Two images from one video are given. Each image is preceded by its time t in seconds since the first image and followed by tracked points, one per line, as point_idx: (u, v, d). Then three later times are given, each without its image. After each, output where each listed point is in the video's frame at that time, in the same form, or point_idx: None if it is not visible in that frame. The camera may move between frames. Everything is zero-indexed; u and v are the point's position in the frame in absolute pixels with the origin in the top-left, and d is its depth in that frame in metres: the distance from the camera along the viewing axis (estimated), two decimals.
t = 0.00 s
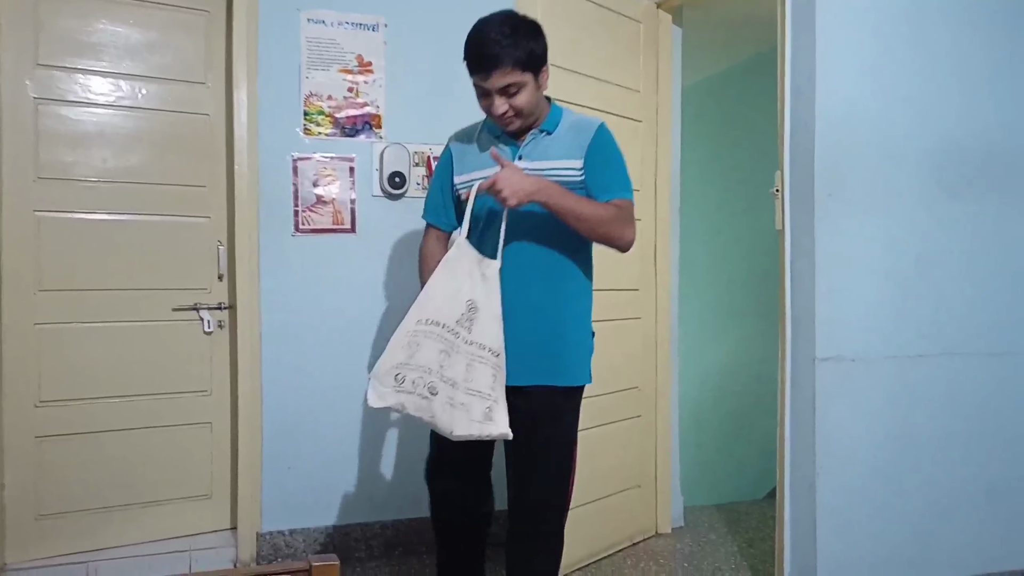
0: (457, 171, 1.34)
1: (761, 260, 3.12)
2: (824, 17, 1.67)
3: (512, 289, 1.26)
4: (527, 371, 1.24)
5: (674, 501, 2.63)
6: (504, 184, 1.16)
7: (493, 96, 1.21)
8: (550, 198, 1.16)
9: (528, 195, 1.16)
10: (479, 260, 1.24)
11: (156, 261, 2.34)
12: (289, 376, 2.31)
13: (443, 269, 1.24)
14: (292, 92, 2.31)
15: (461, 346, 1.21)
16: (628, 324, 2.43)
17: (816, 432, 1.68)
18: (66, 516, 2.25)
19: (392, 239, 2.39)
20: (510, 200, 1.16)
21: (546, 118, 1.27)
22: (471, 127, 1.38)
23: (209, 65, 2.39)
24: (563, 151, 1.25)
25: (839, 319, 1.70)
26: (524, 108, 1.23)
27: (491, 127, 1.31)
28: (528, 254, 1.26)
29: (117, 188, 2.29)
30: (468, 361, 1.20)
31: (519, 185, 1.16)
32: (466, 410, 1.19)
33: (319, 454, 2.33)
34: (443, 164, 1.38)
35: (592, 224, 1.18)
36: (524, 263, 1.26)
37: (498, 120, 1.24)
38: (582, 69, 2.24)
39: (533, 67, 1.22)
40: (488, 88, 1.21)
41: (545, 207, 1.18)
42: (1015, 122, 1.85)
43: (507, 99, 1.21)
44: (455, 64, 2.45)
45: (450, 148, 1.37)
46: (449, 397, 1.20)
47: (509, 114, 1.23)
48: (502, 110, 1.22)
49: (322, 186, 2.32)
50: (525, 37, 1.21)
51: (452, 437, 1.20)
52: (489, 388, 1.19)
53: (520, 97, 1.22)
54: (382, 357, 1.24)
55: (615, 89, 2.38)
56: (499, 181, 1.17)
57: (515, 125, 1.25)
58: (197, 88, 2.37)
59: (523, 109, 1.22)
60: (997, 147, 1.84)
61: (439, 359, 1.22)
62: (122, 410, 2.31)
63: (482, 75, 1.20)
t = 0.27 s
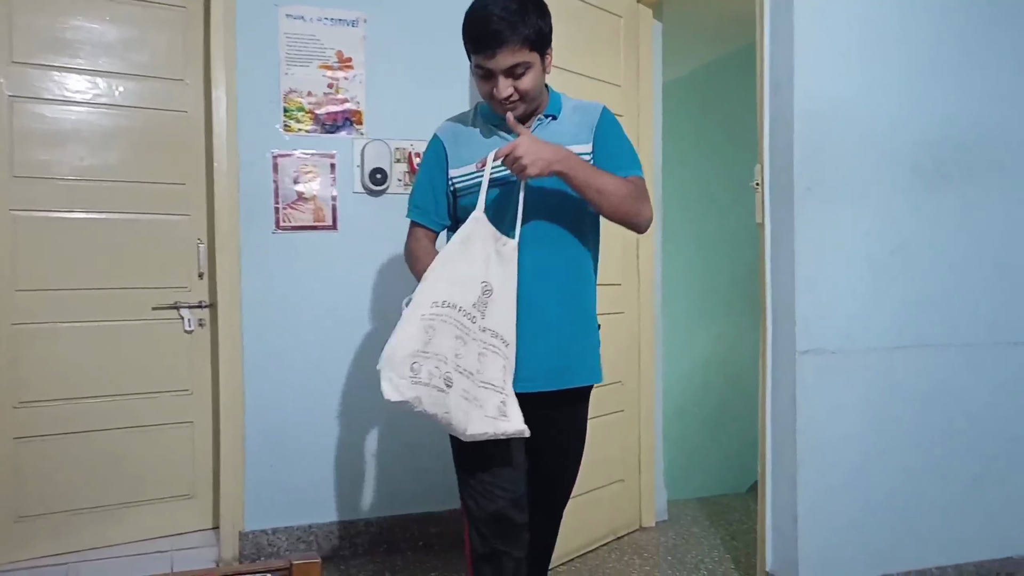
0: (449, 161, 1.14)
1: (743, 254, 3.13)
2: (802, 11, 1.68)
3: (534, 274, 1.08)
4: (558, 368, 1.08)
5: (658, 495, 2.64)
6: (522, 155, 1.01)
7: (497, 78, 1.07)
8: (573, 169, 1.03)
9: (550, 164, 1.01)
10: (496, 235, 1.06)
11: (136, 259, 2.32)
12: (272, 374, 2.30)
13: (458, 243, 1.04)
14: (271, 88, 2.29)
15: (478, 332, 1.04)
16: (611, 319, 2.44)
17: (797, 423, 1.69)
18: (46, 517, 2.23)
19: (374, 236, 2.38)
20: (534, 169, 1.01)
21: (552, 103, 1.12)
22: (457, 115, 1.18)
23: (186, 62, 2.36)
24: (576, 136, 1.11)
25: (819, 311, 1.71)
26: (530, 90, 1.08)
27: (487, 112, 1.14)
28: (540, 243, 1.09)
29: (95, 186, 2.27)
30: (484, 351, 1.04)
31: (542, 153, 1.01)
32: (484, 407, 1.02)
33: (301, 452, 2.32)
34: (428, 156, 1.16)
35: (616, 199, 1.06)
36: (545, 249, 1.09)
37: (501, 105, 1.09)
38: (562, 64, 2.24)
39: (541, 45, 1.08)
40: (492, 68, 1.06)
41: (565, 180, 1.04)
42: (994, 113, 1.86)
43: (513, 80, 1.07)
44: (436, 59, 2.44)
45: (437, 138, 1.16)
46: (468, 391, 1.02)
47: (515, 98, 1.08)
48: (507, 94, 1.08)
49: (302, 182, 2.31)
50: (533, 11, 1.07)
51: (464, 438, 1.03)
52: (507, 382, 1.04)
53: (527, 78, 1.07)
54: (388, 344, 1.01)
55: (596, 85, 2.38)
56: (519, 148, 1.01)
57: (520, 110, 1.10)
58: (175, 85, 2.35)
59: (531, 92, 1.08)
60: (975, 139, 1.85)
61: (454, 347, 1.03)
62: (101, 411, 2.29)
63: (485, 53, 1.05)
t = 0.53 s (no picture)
0: (453, 142, 1.00)
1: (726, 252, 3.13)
2: (784, 10, 1.68)
3: (565, 253, 0.99)
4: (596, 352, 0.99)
5: (639, 491, 2.65)
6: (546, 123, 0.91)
7: (503, 47, 0.95)
8: (599, 138, 0.94)
9: (577, 134, 0.92)
10: (535, 214, 0.93)
11: (114, 253, 2.30)
12: (253, 369, 2.29)
13: (498, 227, 0.92)
14: (252, 81, 2.27)
15: (533, 326, 0.91)
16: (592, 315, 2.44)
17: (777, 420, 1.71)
18: (23, 514, 2.21)
19: (356, 231, 2.37)
20: (563, 139, 0.92)
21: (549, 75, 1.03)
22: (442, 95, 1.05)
23: (166, 54, 2.34)
24: (585, 104, 1.04)
25: (800, 308, 1.72)
26: (538, 61, 0.98)
27: (483, 86, 1.02)
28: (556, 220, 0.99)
29: (73, 179, 2.25)
30: (543, 345, 0.91)
31: (568, 122, 0.92)
32: (552, 410, 0.90)
33: (282, 448, 2.31)
34: (421, 139, 1.01)
35: (638, 169, 0.98)
36: (573, 225, 1.01)
37: (504, 78, 0.98)
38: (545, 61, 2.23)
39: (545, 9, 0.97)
40: (497, 37, 0.94)
41: (590, 151, 0.95)
42: (974, 113, 1.88)
43: (521, 49, 0.96)
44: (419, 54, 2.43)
45: (430, 118, 1.02)
46: (534, 392, 0.90)
47: (523, 70, 0.97)
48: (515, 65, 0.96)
49: (284, 177, 2.29)
50: None
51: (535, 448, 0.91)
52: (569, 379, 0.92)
53: (535, 47, 0.96)
54: (443, 351, 0.88)
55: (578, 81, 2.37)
56: (543, 117, 0.92)
57: (525, 83, 0.99)
58: (154, 76, 2.33)
59: (539, 61, 0.97)
60: (954, 140, 1.86)
61: (513, 344, 0.90)
62: (79, 406, 2.26)
63: (491, 20, 0.93)
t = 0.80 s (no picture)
0: (509, 103, 0.87)
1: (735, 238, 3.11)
2: None
3: (643, 226, 0.88)
4: (677, 337, 0.89)
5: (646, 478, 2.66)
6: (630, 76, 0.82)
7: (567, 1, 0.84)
8: (680, 98, 0.86)
9: (659, 93, 0.84)
10: (620, 179, 0.83)
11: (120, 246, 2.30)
12: (261, 361, 2.30)
13: (587, 195, 0.81)
14: (255, 73, 2.27)
15: (639, 305, 0.80)
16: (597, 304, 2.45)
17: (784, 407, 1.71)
18: (36, 506, 2.23)
19: (362, 222, 2.37)
20: (648, 97, 0.83)
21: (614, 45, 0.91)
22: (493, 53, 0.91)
23: (169, 46, 2.33)
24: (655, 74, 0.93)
25: (806, 295, 1.72)
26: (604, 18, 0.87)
27: (536, 46, 0.90)
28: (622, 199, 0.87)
29: (78, 173, 2.25)
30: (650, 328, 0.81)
31: (651, 79, 0.83)
32: (667, 402, 0.80)
33: (291, 440, 2.32)
34: (469, 103, 0.88)
35: (718, 139, 0.89)
36: (649, 197, 0.90)
37: (566, 36, 0.87)
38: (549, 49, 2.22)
39: None
40: None
41: (666, 113, 0.86)
42: (983, 96, 1.86)
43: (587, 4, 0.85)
44: (422, 44, 2.42)
45: (478, 79, 0.88)
46: (650, 383, 0.79)
47: (588, 28, 0.86)
48: (580, 23, 0.85)
49: (289, 168, 2.29)
50: None
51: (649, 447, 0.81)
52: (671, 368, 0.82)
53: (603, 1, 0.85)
54: (555, 335, 0.76)
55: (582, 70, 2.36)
56: (624, 71, 0.83)
57: (588, 41, 0.88)
58: (157, 69, 2.32)
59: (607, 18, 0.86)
60: (964, 125, 1.84)
61: (626, 327, 0.79)
62: (88, 399, 2.28)
63: None
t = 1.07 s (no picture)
0: (601, 78, 0.83)
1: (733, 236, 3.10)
2: None
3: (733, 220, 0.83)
4: (765, 337, 0.84)
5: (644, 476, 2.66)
6: (743, 53, 0.77)
7: None
8: (795, 82, 0.80)
9: (774, 73, 0.78)
10: (716, 158, 0.75)
11: (117, 241, 2.30)
12: (258, 356, 2.29)
13: (676, 166, 0.74)
14: (253, 68, 2.26)
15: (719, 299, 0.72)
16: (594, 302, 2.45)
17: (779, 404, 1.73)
18: (31, 501, 2.22)
19: (359, 218, 2.37)
20: (761, 76, 0.77)
21: (723, 11, 0.86)
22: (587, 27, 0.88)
23: (166, 40, 2.33)
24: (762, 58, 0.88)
25: (801, 291, 1.73)
26: None
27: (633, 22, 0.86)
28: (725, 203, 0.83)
29: (74, 167, 2.24)
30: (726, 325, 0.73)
31: (767, 57, 0.78)
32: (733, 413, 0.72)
33: (287, 435, 2.32)
34: (558, 77, 0.84)
35: (829, 130, 0.83)
36: (746, 192, 0.85)
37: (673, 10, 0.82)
38: (546, 44, 2.21)
39: None
40: None
41: (778, 97, 0.80)
42: (996, 94, 1.82)
43: None
44: (420, 39, 2.41)
45: (568, 53, 0.85)
46: (716, 384, 0.71)
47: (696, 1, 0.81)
48: None
49: (286, 164, 2.29)
50: None
51: (699, 454, 0.73)
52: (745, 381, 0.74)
53: None
54: (624, 306, 0.68)
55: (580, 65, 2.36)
56: (739, 46, 0.77)
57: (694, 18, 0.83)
58: (155, 64, 2.32)
59: None
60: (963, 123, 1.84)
61: (701, 318, 0.71)
62: (84, 394, 2.27)
63: None
